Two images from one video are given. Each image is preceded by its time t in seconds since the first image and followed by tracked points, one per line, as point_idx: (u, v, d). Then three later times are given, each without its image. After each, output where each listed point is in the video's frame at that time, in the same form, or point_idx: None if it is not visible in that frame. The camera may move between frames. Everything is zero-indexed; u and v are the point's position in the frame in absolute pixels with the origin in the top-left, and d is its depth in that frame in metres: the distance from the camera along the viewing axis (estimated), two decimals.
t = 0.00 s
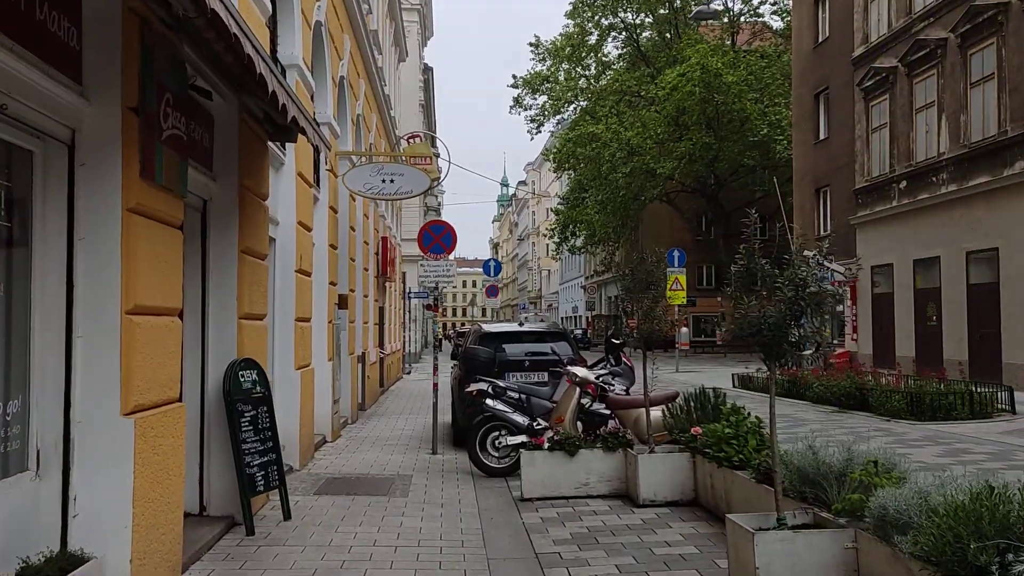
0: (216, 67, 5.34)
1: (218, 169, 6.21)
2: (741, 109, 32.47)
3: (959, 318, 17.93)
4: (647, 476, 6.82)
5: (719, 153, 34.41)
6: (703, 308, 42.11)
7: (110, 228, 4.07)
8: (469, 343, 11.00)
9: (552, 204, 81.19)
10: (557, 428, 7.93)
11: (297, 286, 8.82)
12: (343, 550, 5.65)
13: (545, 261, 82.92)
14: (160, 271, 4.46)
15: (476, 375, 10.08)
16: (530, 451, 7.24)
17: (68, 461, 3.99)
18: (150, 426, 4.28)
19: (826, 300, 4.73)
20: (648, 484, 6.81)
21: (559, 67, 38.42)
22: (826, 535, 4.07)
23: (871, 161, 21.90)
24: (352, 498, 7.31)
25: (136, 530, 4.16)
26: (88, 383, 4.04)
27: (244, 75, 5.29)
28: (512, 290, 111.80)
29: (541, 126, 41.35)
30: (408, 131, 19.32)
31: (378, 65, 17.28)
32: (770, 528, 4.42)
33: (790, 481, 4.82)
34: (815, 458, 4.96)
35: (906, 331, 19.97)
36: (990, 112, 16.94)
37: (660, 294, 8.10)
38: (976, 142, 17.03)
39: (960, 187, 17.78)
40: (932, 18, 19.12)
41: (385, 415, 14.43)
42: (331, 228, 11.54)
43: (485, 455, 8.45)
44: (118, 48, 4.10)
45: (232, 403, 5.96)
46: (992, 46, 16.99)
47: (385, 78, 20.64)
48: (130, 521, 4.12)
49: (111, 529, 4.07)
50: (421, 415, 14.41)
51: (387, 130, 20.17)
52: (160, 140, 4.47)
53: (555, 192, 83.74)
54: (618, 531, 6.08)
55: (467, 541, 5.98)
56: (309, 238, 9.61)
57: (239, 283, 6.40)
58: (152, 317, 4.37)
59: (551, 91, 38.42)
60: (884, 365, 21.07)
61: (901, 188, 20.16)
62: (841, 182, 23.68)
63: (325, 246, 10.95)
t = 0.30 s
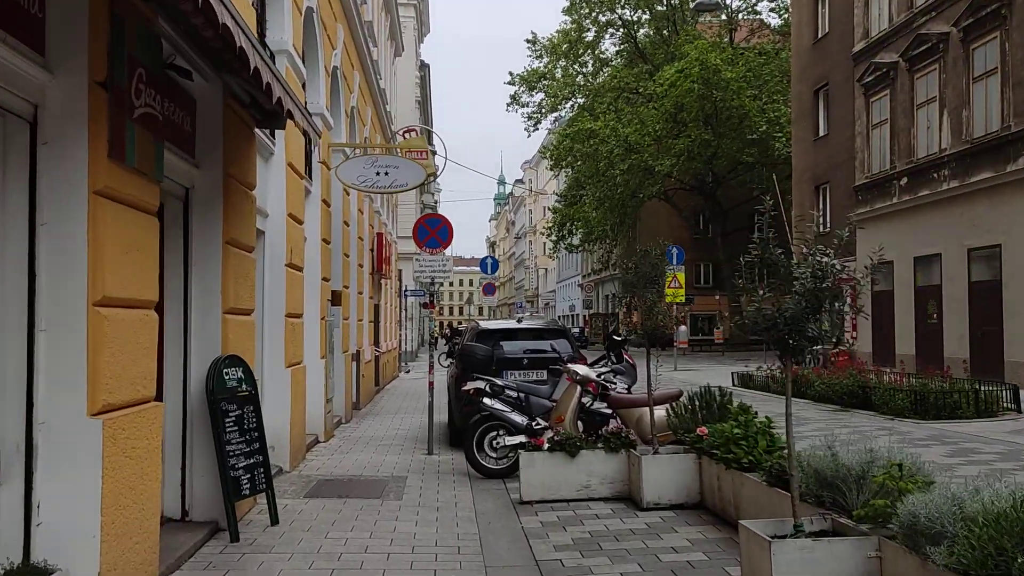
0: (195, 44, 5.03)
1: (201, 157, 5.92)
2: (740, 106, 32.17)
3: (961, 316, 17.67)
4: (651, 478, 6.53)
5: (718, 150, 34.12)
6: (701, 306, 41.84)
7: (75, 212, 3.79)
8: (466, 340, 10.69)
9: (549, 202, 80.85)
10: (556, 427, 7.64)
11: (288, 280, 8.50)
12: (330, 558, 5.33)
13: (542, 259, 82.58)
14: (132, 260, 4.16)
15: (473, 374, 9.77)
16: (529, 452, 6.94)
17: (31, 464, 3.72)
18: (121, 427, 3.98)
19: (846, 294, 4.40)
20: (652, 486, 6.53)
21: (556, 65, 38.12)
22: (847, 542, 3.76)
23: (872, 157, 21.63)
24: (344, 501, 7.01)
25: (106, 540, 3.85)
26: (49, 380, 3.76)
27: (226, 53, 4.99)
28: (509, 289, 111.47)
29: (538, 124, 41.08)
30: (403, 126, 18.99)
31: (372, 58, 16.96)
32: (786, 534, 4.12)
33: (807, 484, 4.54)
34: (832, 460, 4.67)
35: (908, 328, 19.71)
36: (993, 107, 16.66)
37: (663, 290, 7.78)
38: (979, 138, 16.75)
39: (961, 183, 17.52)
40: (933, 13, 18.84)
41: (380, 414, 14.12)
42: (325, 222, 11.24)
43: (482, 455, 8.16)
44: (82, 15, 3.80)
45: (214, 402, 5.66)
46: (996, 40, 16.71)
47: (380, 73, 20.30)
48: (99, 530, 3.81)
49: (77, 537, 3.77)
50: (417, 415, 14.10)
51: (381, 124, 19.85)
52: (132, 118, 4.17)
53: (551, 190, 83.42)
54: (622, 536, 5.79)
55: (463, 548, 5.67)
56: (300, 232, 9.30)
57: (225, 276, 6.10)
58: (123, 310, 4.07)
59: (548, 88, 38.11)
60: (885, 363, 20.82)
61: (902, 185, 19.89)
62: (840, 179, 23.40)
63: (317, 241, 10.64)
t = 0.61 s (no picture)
0: (174, 26, 4.69)
1: (183, 147, 5.61)
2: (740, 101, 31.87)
3: (965, 314, 17.41)
4: (654, 484, 6.25)
5: (717, 145, 33.81)
6: (700, 303, 41.58)
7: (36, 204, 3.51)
8: (462, 338, 10.39)
9: (547, 198, 80.53)
10: (555, 430, 7.36)
11: (277, 277, 8.21)
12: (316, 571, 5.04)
13: (540, 256, 82.31)
14: (100, 256, 3.85)
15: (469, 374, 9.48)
16: (527, 456, 6.66)
17: None
18: (88, 435, 3.70)
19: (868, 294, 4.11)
20: (655, 493, 6.24)
21: (554, 60, 37.82)
22: (871, 562, 3.47)
23: (874, 153, 21.34)
24: (334, 507, 6.72)
25: (70, 558, 3.57)
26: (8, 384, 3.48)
27: (206, 36, 4.67)
28: (507, 285, 111.21)
29: (536, 119, 40.79)
30: (400, 120, 18.67)
31: (368, 49, 16.65)
32: (804, 551, 3.84)
33: (824, 496, 4.26)
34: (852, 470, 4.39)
35: (910, 326, 19.46)
36: (999, 102, 16.37)
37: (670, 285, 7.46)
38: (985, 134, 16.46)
39: (966, 179, 17.24)
40: (937, 6, 18.52)
41: (375, 413, 13.85)
42: (317, 217, 10.93)
43: (478, 458, 7.88)
44: None
45: (195, 405, 5.37)
46: (1002, 34, 16.41)
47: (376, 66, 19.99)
48: (61, 548, 3.52)
49: (38, 556, 3.48)
50: (412, 414, 13.83)
51: (377, 118, 19.55)
52: (101, 103, 3.84)
53: (549, 186, 83.08)
54: (624, 546, 5.51)
55: (458, 559, 5.36)
56: (291, 226, 8.99)
57: (207, 273, 5.80)
58: (89, 309, 3.77)
59: (546, 83, 37.80)
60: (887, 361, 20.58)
61: (905, 181, 19.61)
62: (842, 175, 23.11)
63: (309, 236, 10.34)
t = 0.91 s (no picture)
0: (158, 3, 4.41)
1: (168, 133, 5.32)
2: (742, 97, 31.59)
3: (973, 311, 17.18)
4: (660, 487, 5.99)
5: (719, 141, 33.53)
6: (700, 301, 41.34)
7: None
8: (460, 335, 10.11)
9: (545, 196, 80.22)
10: (557, 430, 7.10)
11: (269, 270, 7.92)
12: None
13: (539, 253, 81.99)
14: (73, 243, 3.58)
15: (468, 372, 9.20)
16: (528, 457, 6.39)
17: None
18: (59, 435, 3.43)
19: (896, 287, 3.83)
20: (662, 496, 5.98)
21: (554, 55, 37.52)
22: None
23: (881, 148, 21.09)
24: (327, 510, 6.45)
25: (37, 569, 3.29)
26: None
27: (190, 13, 4.39)
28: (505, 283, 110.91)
29: (535, 115, 40.44)
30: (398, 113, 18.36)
31: (366, 40, 16.35)
32: (828, 562, 3.58)
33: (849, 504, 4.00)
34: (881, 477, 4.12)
35: (916, 323, 19.21)
36: (1010, 94, 16.11)
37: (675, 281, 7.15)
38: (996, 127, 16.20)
39: (976, 173, 16.99)
40: None
41: (372, 411, 13.59)
42: (312, 210, 10.66)
43: (477, 459, 7.61)
44: None
45: (180, 403, 5.09)
46: (1013, 25, 16.15)
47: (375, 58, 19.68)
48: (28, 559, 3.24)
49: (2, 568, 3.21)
50: (409, 412, 13.57)
51: (376, 111, 19.24)
52: (71, 78, 3.57)
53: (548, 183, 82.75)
54: (631, 553, 5.25)
55: (455, 567, 5.08)
56: (284, 219, 8.71)
57: (194, 264, 5.52)
58: (62, 301, 3.51)
59: (546, 78, 37.47)
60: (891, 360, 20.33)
61: (913, 175, 19.37)
62: (846, 170, 22.86)
63: (304, 229, 10.05)
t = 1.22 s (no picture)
0: None
1: (152, 119, 5.04)
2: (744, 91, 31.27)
3: (981, 308, 16.91)
4: (670, 492, 5.72)
5: (721, 137, 33.21)
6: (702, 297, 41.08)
7: None
8: (460, 332, 9.82)
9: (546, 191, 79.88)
10: (561, 430, 6.84)
11: (263, 265, 7.65)
12: None
13: (539, 249, 81.62)
14: (40, 235, 3.31)
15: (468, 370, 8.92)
16: (532, 460, 6.12)
17: None
18: (25, 443, 3.16)
19: (930, 283, 3.56)
20: (671, 501, 5.72)
21: (554, 50, 37.18)
22: None
23: (885, 143, 20.79)
24: (321, 515, 6.19)
25: None
26: None
27: None
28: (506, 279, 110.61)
29: (536, 110, 40.08)
30: (397, 106, 18.05)
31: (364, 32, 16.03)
32: None
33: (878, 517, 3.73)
34: (912, 488, 3.86)
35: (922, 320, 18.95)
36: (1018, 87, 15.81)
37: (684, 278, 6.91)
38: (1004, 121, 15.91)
39: (982, 168, 16.70)
40: None
41: (371, 410, 13.32)
42: (308, 203, 10.38)
43: (478, 461, 7.34)
44: None
45: (165, 405, 4.82)
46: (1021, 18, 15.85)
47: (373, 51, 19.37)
48: None
49: None
50: (409, 410, 13.29)
51: (374, 105, 18.94)
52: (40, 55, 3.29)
53: (548, 179, 82.42)
54: (640, 562, 4.99)
55: None
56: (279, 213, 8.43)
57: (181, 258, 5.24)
58: (27, 297, 3.23)
59: (547, 73, 37.13)
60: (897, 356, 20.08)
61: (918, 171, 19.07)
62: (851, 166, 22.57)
63: (299, 223, 9.77)
